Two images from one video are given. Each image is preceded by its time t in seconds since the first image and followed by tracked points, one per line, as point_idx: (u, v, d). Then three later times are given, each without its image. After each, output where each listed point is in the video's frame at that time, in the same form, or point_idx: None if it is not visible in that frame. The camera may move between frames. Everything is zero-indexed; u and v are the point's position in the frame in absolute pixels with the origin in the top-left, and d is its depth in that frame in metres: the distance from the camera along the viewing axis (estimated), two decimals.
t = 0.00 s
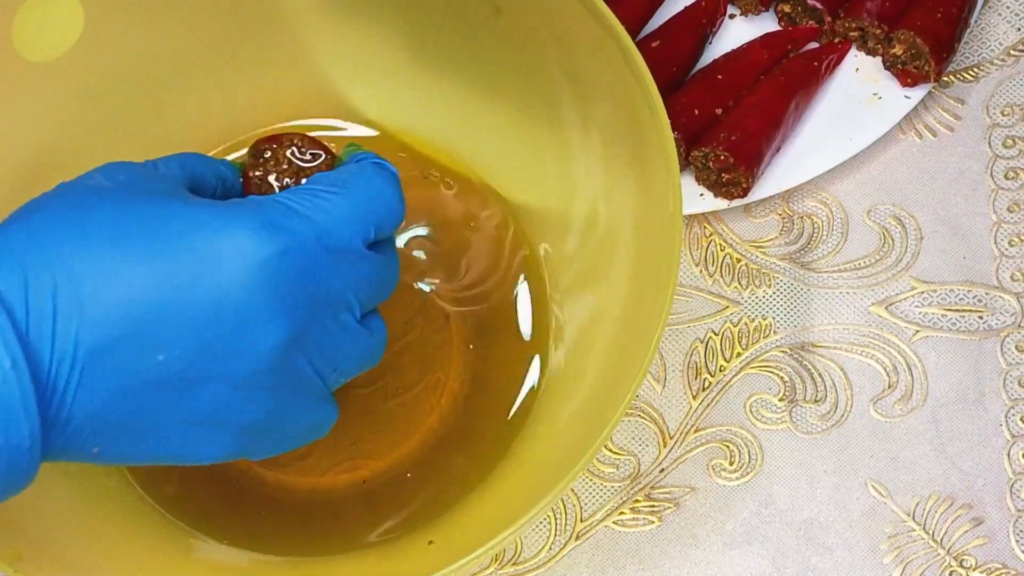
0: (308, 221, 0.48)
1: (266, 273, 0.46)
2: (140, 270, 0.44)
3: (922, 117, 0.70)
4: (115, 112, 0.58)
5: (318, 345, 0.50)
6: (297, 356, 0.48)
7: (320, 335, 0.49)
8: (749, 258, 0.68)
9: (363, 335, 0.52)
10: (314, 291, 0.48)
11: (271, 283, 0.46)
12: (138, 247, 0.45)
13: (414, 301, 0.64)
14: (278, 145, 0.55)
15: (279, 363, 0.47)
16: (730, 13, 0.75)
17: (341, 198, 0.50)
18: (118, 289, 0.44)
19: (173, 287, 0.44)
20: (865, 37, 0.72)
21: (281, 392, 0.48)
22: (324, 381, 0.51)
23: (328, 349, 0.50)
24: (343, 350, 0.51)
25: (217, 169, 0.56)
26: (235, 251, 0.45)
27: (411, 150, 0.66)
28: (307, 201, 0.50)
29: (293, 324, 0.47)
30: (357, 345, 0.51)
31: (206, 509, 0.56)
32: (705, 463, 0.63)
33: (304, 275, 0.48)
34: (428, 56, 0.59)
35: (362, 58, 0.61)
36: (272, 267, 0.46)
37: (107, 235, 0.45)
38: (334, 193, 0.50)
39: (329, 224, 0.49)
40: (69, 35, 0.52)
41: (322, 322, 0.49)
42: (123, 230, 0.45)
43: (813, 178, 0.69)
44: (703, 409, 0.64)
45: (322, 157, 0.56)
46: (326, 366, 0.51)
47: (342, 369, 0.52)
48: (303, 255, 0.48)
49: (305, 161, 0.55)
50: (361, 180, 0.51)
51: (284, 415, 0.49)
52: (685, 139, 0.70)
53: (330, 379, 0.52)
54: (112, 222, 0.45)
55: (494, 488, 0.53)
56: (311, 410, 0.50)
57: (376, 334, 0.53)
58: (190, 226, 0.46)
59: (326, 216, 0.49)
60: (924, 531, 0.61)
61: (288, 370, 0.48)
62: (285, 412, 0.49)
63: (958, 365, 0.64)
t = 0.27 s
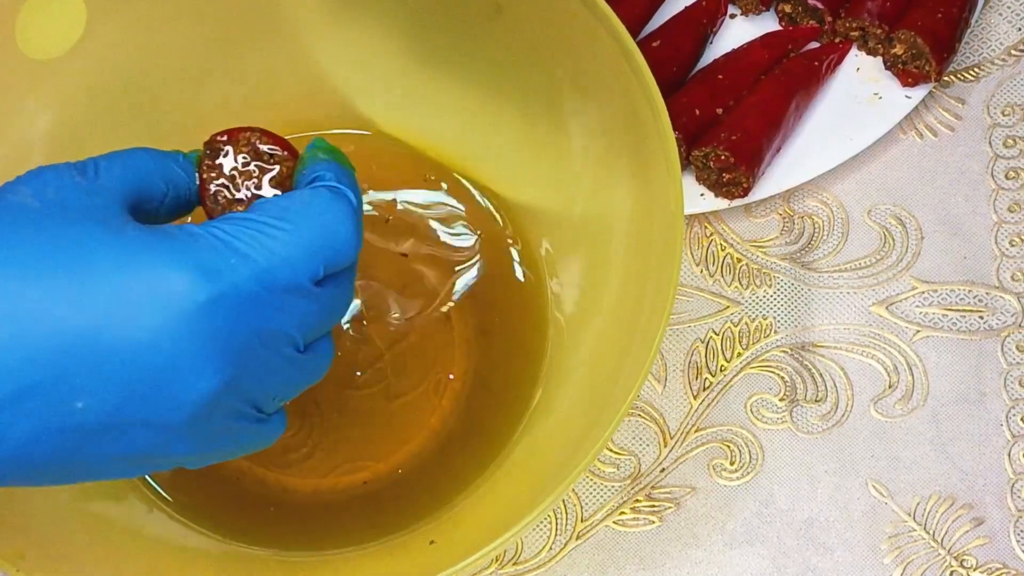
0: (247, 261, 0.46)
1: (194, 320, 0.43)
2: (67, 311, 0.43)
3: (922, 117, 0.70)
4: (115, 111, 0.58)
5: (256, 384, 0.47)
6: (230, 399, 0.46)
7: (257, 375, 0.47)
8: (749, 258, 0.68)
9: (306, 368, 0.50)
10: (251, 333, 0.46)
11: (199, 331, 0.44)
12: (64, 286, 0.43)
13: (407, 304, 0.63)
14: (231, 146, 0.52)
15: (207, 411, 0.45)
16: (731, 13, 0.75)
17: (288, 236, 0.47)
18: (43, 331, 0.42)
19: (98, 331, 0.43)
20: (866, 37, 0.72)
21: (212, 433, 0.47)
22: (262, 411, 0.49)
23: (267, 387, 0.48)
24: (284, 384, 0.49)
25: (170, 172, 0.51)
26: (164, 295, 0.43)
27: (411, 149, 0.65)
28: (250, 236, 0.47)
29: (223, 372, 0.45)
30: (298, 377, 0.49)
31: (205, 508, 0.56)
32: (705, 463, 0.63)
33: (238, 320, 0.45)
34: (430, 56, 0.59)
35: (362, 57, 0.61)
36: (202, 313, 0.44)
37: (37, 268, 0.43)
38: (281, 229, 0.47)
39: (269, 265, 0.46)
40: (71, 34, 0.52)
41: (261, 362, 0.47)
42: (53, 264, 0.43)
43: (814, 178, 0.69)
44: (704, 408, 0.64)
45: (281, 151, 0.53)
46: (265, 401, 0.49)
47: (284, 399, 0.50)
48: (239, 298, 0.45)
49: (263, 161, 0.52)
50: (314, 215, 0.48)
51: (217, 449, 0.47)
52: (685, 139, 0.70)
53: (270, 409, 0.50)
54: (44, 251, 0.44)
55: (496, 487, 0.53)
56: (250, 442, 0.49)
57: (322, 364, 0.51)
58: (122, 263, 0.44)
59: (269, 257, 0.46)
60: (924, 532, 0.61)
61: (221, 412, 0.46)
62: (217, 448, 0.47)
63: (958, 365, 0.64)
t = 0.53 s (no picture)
0: (229, 311, 0.46)
1: (172, 372, 0.43)
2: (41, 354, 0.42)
3: (922, 118, 0.70)
4: (115, 112, 0.58)
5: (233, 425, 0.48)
6: (206, 443, 0.47)
7: (235, 418, 0.47)
8: (749, 258, 0.68)
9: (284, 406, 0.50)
10: (231, 383, 0.46)
11: (177, 382, 0.44)
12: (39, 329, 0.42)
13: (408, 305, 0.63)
14: (220, 169, 0.53)
15: (184, 458, 0.46)
16: (731, 13, 0.75)
17: (271, 285, 0.47)
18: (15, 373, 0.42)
19: (72, 375, 0.42)
20: (866, 37, 0.72)
21: (187, 473, 0.47)
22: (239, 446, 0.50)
23: (244, 427, 0.48)
24: (260, 423, 0.49)
25: (154, 194, 0.51)
26: (142, 344, 0.43)
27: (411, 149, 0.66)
28: (232, 283, 0.47)
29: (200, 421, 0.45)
30: (274, 417, 0.50)
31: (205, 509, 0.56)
32: (705, 463, 0.63)
33: (218, 372, 0.45)
34: (430, 56, 0.59)
35: (363, 57, 0.61)
36: (181, 366, 0.44)
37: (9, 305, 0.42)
38: (265, 276, 0.47)
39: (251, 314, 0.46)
40: (72, 32, 0.52)
41: (239, 407, 0.47)
42: (27, 301, 0.43)
43: (814, 178, 0.69)
44: (704, 408, 0.64)
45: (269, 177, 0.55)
46: (241, 439, 0.49)
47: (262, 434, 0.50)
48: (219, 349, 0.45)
49: (251, 187, 0.54)
50: (299, 263, 0.48)
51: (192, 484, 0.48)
52: (685, 139, 0.70)
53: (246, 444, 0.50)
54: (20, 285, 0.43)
55: (497, 487, 0.53)
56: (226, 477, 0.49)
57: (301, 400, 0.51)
58: (100, 306, 0.43)
59: (251, 305, 0.46)
60: (924, 532, 0.61)
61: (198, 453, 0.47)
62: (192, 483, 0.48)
63: (958, 365, 0.64)
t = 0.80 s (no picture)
0: (234, 307, 0.46)
1: (176, 370, 0.43)
2: (45, 353, 0.42)
3: (922, 118, 0.70)
4: (114, 111, 0.58)
5: (242, 426, 0.47)
6: (213, 444, 0.46)
7: (243, 419, 0.47)
8: (749, 258, 0.68)
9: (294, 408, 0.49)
10: (236, 381, 0.46)
11: (181, 379, 0.43)
12: (44, 329, 0.42)
13: (409, 306, 0.63)
14: (233, 175, 0.55)
15: (190, 458, 0.45)
16: (730, 13, 0.75)
17: (278, 280, 0.46)
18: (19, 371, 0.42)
19: (76, 376, 0.42)
20: (866, 37, 0.72)
21: (195, 476, 0.46)
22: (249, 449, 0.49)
23: (253, 428, 0.48)
24: (270, 424, 0.48)
25: (165, 201, 0.51)
26: (146, 341, 0.43)
27: (411, 149, 0.65)
28: (238, 280, 0.46)
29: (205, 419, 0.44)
30: (284, 418, 0.49)
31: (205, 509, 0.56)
32: (705, 463, 0.63)
33: (222, 369, 0.45)
34: (430, 56, 0.59)
35: (363, 58, 0.61)
36: (184, 362, 0.43)
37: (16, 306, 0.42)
38: (272, 272, 0.47)
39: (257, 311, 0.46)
40: (73, 32, 0.52)
41: (247, 407, 0.47)
42: (34, 302, 0.43)
43: (813, 178, 0.69)
44: (704, 408, 0.64)
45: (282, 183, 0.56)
46: (251, 441, 0.48)
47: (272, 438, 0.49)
48: (224, 346, 0.45)
49: (263, 193, 0.55)
50: (305, 259, 0.47)
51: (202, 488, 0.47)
52: (685, 139, 0.70)
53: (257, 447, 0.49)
54: (26, 285, 0.43)
55: (496, 487, 0.53)
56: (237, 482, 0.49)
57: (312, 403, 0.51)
58: (104, 305, 0.43)
59: (255, 303, 0.46)
60: (924, 531, 0.61)
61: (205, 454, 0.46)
62: (202, 488, 0.47)
63: (958, 365, 0.64)
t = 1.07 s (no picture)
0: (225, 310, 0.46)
1: (167, 373, 0.43)
2: (36, 358, 0.42)
3: (922, 118, 0.70)
4: (115, 112, 0.58)
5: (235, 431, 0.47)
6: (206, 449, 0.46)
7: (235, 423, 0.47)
8: (749, 258, 0.68)
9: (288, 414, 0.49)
10: (228, 385, 0.46)
11: (171, 383, 0.43)
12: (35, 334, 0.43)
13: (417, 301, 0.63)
14: (226, 180, 0.53)
15: (182, 463, 0.45)
16: (731, 13, 0.75)
17: (268, 283, 0.47)
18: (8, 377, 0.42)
19: (66, 383, 0.42)
20: (866, 37, 0.72)
21: (188, 482, 0.46)
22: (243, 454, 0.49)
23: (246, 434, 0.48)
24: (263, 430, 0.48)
25: (157, 208, 0.51)
26: (135, 345, 0.43)
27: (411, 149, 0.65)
28: (229, 284, 0.46)
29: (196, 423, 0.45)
30: (278, 425, 0.49)
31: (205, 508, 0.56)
32: (705, 463, 0.63)
33: (213, 372, 0.45)
34: (431, 56, 0.59)
35: (363, 58, 0.61)
36: (174, 365, 0.44)
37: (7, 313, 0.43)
38: (261, 276, 0.47)
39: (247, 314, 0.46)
40: (74, 31, 0.52)
41: (239, 411, 0.47)
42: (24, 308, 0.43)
43: (813, 178, 0.69)
44: (704, 408, 0.64)
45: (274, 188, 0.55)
46: (244, 446, 0.48)
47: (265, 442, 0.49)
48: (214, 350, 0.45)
49: (257, 198, 0.54)
50: (295, 262, 0.47)
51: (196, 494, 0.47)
52: (685, 139, 0.70)
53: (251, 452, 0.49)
54: (18, 291, 0.43)
55: (496, 487, 0.53)
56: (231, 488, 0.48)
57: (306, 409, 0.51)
58: (94, 312, 0.43)
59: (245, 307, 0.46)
60: (924, 532, 0.61)
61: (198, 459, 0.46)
62: (195, 494, 0.47)
63: (958, 365, 0.64)
